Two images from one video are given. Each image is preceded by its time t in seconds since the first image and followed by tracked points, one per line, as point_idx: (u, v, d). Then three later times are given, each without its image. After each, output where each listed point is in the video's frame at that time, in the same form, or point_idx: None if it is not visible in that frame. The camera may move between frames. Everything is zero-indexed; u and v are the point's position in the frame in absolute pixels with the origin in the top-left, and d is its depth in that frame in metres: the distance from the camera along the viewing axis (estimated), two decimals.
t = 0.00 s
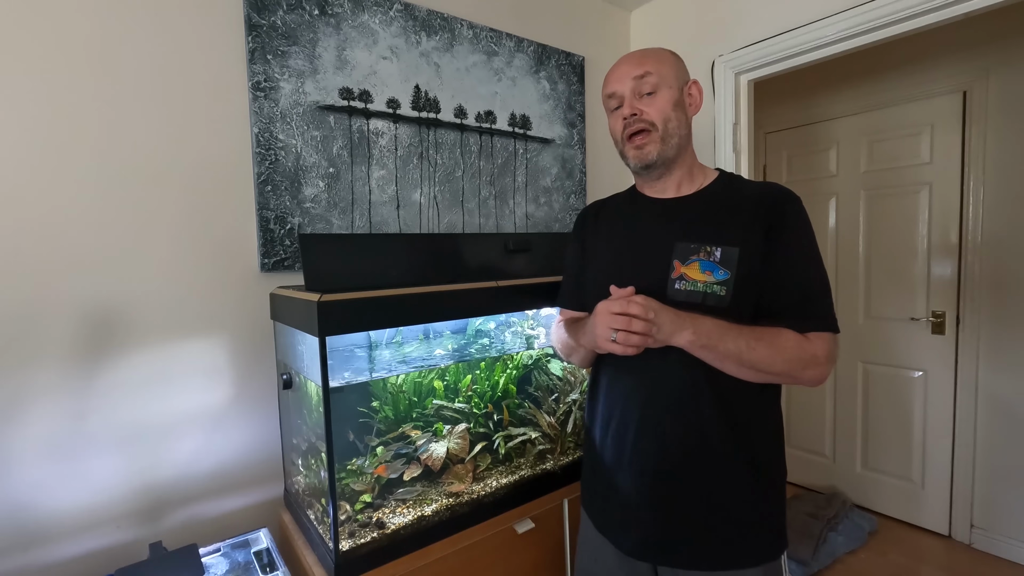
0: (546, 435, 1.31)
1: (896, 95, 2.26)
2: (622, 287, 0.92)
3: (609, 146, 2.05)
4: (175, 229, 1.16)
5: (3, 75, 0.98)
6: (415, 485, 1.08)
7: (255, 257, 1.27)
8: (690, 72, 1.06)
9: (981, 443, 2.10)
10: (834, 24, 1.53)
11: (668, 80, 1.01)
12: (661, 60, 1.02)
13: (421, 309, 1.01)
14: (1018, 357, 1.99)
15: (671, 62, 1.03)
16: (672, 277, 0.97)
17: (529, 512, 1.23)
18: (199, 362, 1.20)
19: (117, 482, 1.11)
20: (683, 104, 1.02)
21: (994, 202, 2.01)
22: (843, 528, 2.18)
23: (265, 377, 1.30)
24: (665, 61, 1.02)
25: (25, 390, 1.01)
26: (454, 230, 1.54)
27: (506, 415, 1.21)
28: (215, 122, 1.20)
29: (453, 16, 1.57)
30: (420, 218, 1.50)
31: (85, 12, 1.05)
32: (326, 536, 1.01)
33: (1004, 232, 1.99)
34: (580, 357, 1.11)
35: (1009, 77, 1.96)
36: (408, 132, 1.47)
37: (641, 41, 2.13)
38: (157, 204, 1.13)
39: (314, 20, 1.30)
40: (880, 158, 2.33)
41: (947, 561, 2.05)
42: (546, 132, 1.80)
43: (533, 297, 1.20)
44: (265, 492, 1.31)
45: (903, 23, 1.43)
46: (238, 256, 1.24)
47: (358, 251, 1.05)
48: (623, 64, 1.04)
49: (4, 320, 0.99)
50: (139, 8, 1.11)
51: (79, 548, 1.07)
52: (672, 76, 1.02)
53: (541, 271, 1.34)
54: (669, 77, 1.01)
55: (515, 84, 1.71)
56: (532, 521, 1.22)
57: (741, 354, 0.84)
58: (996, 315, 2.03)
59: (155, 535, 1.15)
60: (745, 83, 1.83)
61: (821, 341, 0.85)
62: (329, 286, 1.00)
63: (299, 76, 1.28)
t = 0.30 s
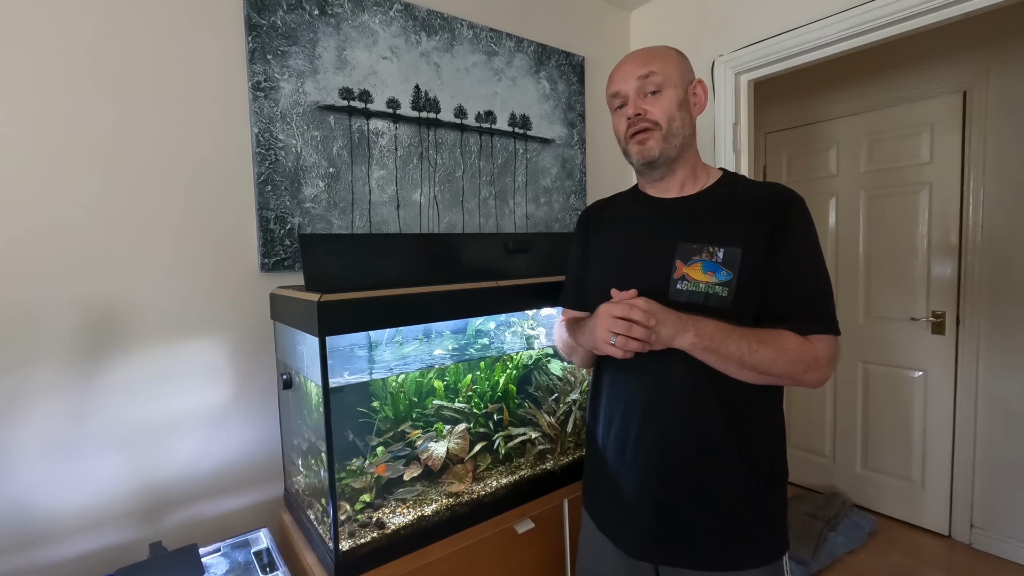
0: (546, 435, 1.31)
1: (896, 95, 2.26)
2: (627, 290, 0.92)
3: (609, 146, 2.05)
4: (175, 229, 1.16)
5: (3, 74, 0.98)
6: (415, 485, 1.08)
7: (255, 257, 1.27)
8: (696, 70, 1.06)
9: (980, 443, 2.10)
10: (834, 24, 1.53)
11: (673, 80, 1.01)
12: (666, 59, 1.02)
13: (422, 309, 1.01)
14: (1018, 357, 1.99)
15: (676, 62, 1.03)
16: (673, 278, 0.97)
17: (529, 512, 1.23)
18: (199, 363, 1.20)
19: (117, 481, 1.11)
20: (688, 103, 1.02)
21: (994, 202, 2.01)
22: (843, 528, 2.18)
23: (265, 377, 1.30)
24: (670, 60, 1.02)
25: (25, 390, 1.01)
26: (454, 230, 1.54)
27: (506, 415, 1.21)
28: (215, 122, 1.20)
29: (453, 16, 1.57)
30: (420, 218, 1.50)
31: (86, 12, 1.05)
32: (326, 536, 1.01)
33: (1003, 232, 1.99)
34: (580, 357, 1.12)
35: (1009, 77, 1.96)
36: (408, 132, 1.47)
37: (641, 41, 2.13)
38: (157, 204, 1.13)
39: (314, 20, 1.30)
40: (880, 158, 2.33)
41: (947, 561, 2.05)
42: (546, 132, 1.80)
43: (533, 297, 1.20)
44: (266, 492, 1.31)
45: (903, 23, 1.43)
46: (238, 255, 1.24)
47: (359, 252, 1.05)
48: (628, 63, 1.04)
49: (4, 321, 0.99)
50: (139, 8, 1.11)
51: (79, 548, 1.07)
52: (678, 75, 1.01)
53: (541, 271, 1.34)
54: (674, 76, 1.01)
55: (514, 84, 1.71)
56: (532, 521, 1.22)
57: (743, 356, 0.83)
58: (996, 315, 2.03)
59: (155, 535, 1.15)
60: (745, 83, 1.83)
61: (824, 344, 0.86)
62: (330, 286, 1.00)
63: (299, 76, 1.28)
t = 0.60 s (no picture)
0: (546, 435, 1.31)
1: (896, 95, 2.26)
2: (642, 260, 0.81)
3: (609, 146, 2.05)
4: (175, 229, 1.16)
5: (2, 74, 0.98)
6: (415, 485, 1.08)
7: (255, 257, 1.27)
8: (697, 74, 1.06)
9: (980, 443, 2.10)
10: (834, 24, 1.53)
11: (674, 83, 1.01)
12: (668, 61, 1.02)
13: (422, 309, 1.01)
14: (1018, 357, 1.99)
15: (678, 64, 1.02)
16: (674, 276, 0.97)
17: (529, 512, 1.23)
18: (199, 363, 1.20)
19: (117, 482, 1.11)
20: (689, 106, 1.02)
21: (994, 202, 2.01)
22: (843, 528, 2.18)
23: (265, 377, 1.30)
24: (672, 62, 1.02)
25: (24, 390, 1.01)
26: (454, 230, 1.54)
27: (506, 415, 1.21)
28: (215, 122, 1.20)
29: (453, 16, 1.57)
30: (420, 218, 1.50)
31: (85, 12, 1.05)
32: (326, 536, 1.01)
33: (1004, 232, 1.99)
34: (577, 353, 1.13)
35: (1009, 77, 1.96)
36: (408, 132, 1.47)
37: (641, 41, 2.13)
38: (157, 204, 1.13)
39: (314, 20, 1.30)
40: (880, 158, 2.33)
41: (948, 561, 2.05)
42: (546, 132, 1.80)
43: (533, 297, 1.20)
44: (266, 492, 1.31)
45: (903, 23, 1.43)
46: (238, 255, 1.24)
47: (360, 252, 1.05)
48: (631, 63, 1.04)
49: (4, 321, 0.99)
50: (139, 8, 1.11)
51: (79, 548, 1.07)
52: (679, 78, 1.01)
53: (541, 271, 1.34)
54: (675, 78, 1.01)
55: (514, 84, 1.71)
56: (532, 521, 1.22)
57: (747, 357, 0.82)
58: (996, 315, 2.03)
59: (155, 535, 1.15)
60: (745, 83, 1.83)
61: (824, 344, 0.86)
62: (329, 286, 1.00)
63: (299, 76, 1.28)
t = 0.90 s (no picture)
0: (546, 435, 1.31)
1: (896, 95, 2.26)
2: (674, 247, 0.72)
3: (609, 146, 2.05)
4: (174, 229, 1.16)
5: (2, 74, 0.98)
6: (415, 485, 1.08)
7: (255, 257, 1.27)
8: (699, 75, 1.06)
9: (980, 443, 2.10)
10: (834, 24, 1.53)
11: (676, 83, 1.01)
12: (671, 62, 1.02)
13: (422, 309, 1.01)
14: (1018, 357, 1.99)
15: (681, 65, 1.02)
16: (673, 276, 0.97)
17: (529, 512, 1.23)
18: (199, 363, 1.20)
19: (117, 482, 1.11)
20: (690, 107, 1.02)
21: (994, 202, 2.01)
22: (843, 528, 2.18)
23: (265, 376, 1.30)
24: (674, 63, 1.02)
25: (25, 391, 1.01)
26: (455, 230, 1.54)
27: (506, 415, 1.21)
28: (214, 122, 1.20)
29: (453, 16, 1.57)
30: (420, 218, 1.50)
31: (84, 12, 1.05)
32: (326, 536, 1.01)
33: (1004, 232, 1.99)
34: (572, 349, 1.13)
35: (1009, 77, 1.96)
36: (408, 132, 1.47)
37: (641, 41, 2.13)
38: (157, 204, 1.13)
39: (314, 20, 1.30)
40: (880, 158, 2.33)
41: (948, 561, 2.05)
42: (546, 132, 1.80)
43: (533, 297, 1.20)
44: (266, 492, 1.31)
45: (903, 23, 1.43)
46: (238, 255, 1.24)
47: (360, 252, 1.05)
48: (633, 62, 1.04)
49: (4, 321, 0.99)
50: (139, 8, 1.11)
51: (79, 548, 1.07)
52: (680, 79, 1.01)
53: (541, 271, 1.34)
54: (677, 79, 1.01)
55: (514, 84, 1.71)
56: (532, 521, 1.22)
57: (752, 360, 0.80)
58: (996, 315, 2.03)
59: (156, 535, 1.16)
60: (745, 83, 1.83)
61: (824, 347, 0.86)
62: (329, 286, 1.00)
63: (299, 76, 1.28)
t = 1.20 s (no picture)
0: (546, 435, 1.31)
1: (896, 95, 2.26)
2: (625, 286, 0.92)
3: (609, 146, 2.05)
4: (174, 229, 1.16)
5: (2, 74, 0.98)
6: (415, 485, 1.08)
7: (255, 257, 1.27)
8: (689, 71, 1.03)
9: (980, 443, 2.10)
10: (834, 24, 1.53)
11: (661, 86, 0.99)
12: (655, 65, 1.01)
13: (422, 309, 1.01)
14: (1018, 357, 1.99)
15: (667, 66, 1.01)
16: (671, 279, 0.97)
17: (529, 512, 1.23)
18: (199, 363, 1.20)
19: (118, 482, 1.11)
20: (679, 107, 1.00)
21: (994, 202, 2.01)
22: (843, 528, 2.18)
23: (265, 376, 1.30)
24: (659, 65, 1.01)
25: (25, 391, 1.01)
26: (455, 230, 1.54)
27: (506, 415, 1.21)
28: (214, 122, 1.20)
29: (453, 16, 1.57)
30: (420, 218, 1.50)
31: (85, 12, 1.05)
32: (326, 536, 1.02)
33: (1004, 232, 1.99)
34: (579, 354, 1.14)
35: (1009, 77, 1.96)
36: (408, 132, 1.47)
37: (641, 40, 2.13)
38: (157, 204, 1.13)
39: (314, 20, 1.30)
40: (880, 158, 2.33)
41: (948, 561, 2.05)
42: (546, 132, 1.80)
43: (533, 297, 1.20)
44: (266, 492, 1.31)
45: (903, 23, 1.43)
46: (238, 256, 1.24)
47: (361, 252, 1.05)
48: (618, 71, 1.04)
49: (5, 321, 1.00)
50: (140, 8, 1.11)
51: (79, 548, 1.08)
52: (667, 80, 1.00)
53: (541, 272, 1.34)
54: (663, 81, 1.00)
55: (514, 84, 1.71)
56: (532, 521, 1.22)
57: (739, 358, 0.83)
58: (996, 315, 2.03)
59: (156, 535, 1.16)
60: (745, 83, 1.83)
61: (821, 350, 0.84)
62: (328, 286, 1.00)
63: (300, 76, 1.28)
